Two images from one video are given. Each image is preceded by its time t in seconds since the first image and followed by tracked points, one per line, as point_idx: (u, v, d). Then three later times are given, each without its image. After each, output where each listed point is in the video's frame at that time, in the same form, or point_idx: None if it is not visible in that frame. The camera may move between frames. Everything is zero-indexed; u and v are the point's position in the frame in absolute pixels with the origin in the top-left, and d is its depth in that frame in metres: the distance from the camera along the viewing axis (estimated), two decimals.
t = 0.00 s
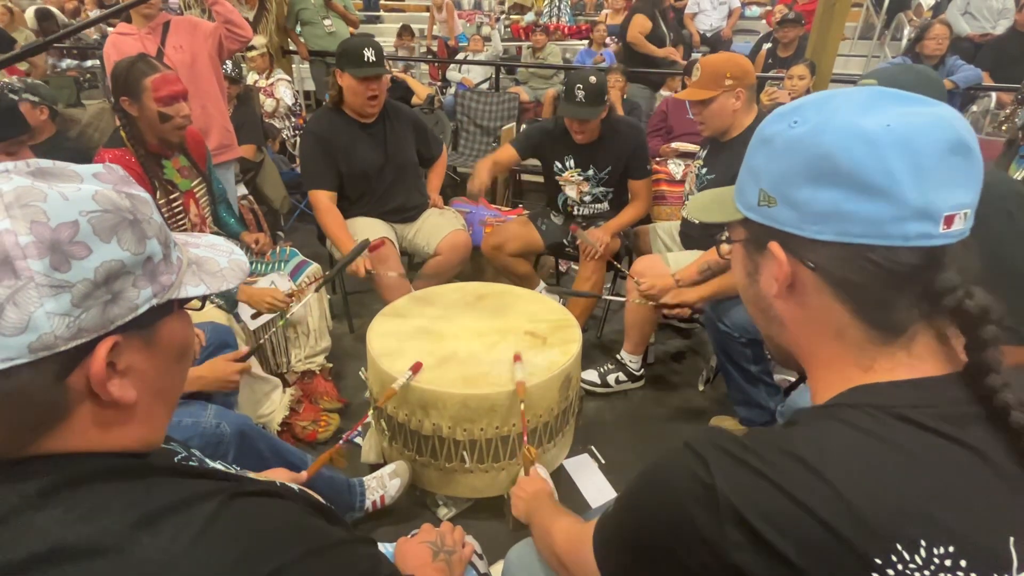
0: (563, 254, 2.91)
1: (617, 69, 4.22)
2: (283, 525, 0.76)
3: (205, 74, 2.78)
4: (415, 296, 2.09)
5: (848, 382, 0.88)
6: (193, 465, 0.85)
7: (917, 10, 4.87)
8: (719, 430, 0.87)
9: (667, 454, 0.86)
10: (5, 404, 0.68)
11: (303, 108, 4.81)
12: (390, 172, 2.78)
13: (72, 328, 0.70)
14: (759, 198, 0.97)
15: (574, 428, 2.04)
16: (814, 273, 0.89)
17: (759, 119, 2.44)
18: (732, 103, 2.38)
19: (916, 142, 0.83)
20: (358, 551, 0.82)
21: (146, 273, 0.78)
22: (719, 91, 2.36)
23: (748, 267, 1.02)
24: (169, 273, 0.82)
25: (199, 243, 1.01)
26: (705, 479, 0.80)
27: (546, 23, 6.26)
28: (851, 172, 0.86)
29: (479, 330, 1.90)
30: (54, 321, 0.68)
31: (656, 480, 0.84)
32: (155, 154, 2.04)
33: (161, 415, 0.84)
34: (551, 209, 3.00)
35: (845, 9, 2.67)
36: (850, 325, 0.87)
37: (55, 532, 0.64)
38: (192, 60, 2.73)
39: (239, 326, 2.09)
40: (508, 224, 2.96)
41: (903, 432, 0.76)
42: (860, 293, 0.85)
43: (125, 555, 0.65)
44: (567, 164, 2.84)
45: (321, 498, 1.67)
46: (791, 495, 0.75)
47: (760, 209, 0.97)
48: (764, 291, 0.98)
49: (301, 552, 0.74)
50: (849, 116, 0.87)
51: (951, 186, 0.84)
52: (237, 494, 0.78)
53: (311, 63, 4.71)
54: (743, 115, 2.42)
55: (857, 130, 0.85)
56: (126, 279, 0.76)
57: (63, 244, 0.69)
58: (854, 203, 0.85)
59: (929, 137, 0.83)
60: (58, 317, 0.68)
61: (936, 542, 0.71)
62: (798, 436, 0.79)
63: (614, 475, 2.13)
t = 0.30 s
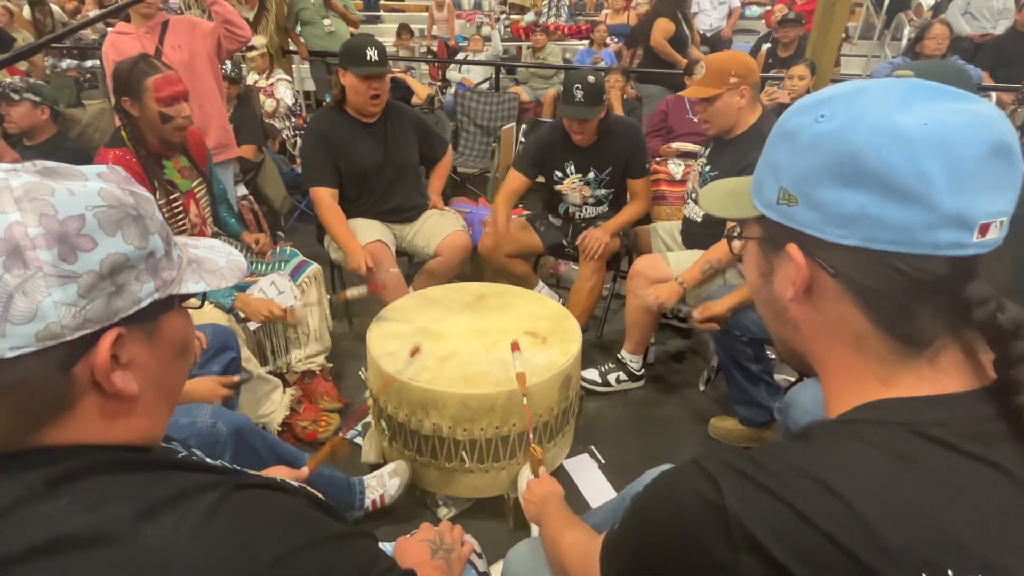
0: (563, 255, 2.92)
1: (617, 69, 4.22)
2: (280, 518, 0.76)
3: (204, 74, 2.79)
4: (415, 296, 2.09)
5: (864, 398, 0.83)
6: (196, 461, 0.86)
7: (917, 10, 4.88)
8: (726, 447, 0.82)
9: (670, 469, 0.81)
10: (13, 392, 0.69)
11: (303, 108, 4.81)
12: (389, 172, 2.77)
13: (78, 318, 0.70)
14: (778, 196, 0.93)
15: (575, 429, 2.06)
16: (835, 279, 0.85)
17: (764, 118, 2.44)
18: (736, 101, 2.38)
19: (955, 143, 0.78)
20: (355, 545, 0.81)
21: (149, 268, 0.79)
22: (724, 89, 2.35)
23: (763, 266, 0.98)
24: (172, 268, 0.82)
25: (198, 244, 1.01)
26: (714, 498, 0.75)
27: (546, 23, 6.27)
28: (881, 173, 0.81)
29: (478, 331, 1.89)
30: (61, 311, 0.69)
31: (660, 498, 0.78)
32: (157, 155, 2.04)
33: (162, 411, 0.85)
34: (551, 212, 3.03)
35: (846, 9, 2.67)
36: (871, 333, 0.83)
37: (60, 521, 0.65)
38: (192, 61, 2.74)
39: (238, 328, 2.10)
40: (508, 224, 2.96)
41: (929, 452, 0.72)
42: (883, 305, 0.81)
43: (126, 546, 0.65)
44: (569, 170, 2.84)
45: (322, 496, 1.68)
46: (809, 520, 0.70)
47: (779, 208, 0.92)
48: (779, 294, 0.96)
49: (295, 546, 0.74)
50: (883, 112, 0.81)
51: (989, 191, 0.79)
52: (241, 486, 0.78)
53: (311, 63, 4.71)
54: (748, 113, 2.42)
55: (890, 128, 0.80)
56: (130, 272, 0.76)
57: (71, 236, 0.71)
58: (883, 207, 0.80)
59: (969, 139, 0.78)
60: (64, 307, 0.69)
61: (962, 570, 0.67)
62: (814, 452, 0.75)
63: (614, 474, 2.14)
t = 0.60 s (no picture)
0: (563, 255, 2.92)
1: (617, 69, 4.22)
2: (278, 511, 0.76)
3: (203, 75, 2.79)
4: (415, 296, 2.09)
5: (867, 404, 0.84)
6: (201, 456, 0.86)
7: (917, 10, 4.87)
8: (726, 456, 0.83)
9: (672, 479, 0.82)
10: (19, 382, 0.69)
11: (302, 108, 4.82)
12: (390, 172, 2.77)
13: (84, 310, 0.71)
14: (783, 197, 0.93)
15: (576, 429, 2.07)
16: (839, 284, 0.86)
17: (766, 119, 2.43)
18: (738, 103, 2.38)
19: (967, 148, 0.77)
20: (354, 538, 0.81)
21: (153, 263, 0.80)
22: (727, 91, 2.35)
23: (766, 269, 0.99)
24: (175, 263, 0.83)
25: (202, 242, 1.01)
26: (712, 511, 0.76)
27: (546, 23, 6.26)
28: (890, 177, 0.80)
29: (479, 331, 1.89)
30: (68, 303, 0.70)
31: (661, 511, 0.80)
32: (156, 154, 2.05)
33: (167, 406, 0.85)
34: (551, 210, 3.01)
35: (847, 9, 2.67)
36: (875, 339, 0.84)
37: (65, 512, 0.65)
38: (191, 61, 2.74)
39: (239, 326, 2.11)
40: (508, 224, 2.96)
41: (933, 461, 0.72)
42: (888, 312, 0.82)
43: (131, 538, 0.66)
44: (568, 163, 2.85)
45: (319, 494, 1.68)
46: (808, 530, 0.71)
47: (784, 209, 0.93)
48: (781, 296, 0.96)
49: (294, 539, 0.74)
50: (893, 114, 0.81)
51: (1001, 198, 0.79)
52: (243, 479, 0.78)
53: (311, 63, 4.71)
54: (751, 114, 2.42)
55: (903, 132, 0.79)
56: (133, 267, 0.77)
57: (77, 230, 0.71)
58: (892, 213, 0.81)
59: (982, 145, 0.78)
60: (71, 300, 0.70)
61: None
62: (814, 461, 0.75)
63: (613, 474, 2.13)
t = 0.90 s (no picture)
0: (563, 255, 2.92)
1: (618, 69, 4.22)
2: (280, 506, 0.76)
3: (203, 75, 2.80)
4: (416, 296, 2.09)
5: (872, 403, 0.85)
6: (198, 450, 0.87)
7: (918, 10, 4.88)
8: (725, 450, 0.83)
9: (670, 475, 0.83)
10: (10, 377, 0.70)
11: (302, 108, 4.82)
12: (390, 172, 2.78)
13: (72, 304, 0.71)
14: (793, 190, 0.93)
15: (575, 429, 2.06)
16: (850, 282, 0.86)
17: (770, 119, 2.44)
18: (748, 98, 2.37)
19: (983, 145, 0.77)
20: (354, 530, 0.82)
21: (145, 256, 0.79)
22: (736, 86, 2.35)
23: (773, 261, 1.00)
24: (168, 257, 0.83)
25: (199, 236, 1.02)
26: (710, 506, 0.76)
27: (547, 23, 6.27)
28: (905, 172, 0.80)
29: (480, 330, 1.90)
30: (56, 296, 0.70)
31: (661, 507, 0.80)
32: (157, 153, 2.06)
33: (160, 401, 0.85)
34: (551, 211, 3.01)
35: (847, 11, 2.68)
36: (882, 338, 0.84)
37: (60, 506, 0.65)
38: (191, 61, 2.76)
39: (240, 325, 2.11)
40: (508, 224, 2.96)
41: (936, 461, 0.72)
42: (900, 313, 0.82)
43: (122, 530, 0.66)
44: (569, 168, 2.84)
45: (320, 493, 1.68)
46: (808, 528, 0.71)
47: (794, 203, 0.93)
48: (790, 289, 0.97)
49: (294, 531, 0.74)
50: (910, 109, 0.80)
51: (1016, 198, 0.79)
52: (240, 471, 0.79)
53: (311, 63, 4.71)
54: (756, 112, 2.42)
55: (919, 129, 0.79)
56: (125, 260, 0.77)
57: (62, 223, 0.72)
58: (905, 210, 0.81)
59: (1000, 143, 0.77)
60: (59, 293, 0.71)
61: None
62: (813, 459, 0.75)
63: (613, 473, 2.14)
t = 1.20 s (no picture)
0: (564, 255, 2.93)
1: (618, 69, 4.22)
2: (283, 496, 0.77)
3: (204, 76, 2.81)
4: (416, 296, 2.09)
5: (866, 399, 0.85)
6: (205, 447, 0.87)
7: (918, 11, 4.86)
8: (724, 449, 0.84)
9: (669, 475, 0.83)
10: (34, 364, 0.71)
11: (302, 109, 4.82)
12: (390, 172, 2.78)
13: (100, 298, 0.72)
14: (780, 195, 0.94)
15: (576, 430, 2.06)
16: (835, 281, 0.86)
17: (770, 120, 2.44)
18: (742, 103, 2.39)
19: (956, 143, 0.78)
20: (352, 524, 0.81)
21: (166, 255, 0.80)
22: (729, 92, 2.36)
23: (764, 266, 0.99)
24: (187, 257, 0.84)
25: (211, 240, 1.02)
26: (709, 505, 0.76)
27: (547, 23, 6.26)
28: (884, 172, 0.81)
29: (480, 330, 1.90)
30: (85, 289, 0.71)
31: (661, 506, 0.81)
32: (158, 155, 2.06)
33: (175, 397, 0.86)
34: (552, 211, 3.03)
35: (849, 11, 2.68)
36: (873, 335, 0.84)
37: (69, 498, 0.66)
38: (192, 63, 2.77)
39: (241, 326, 2.11)
40: (509, 225, 2.96)
41: (933, 458, 0.72)
42: (886, 308, 0.82)
43: (143, 521, 0.67)
44: (571, 165, 2.84)
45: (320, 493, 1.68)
46: (806, 524, 0.71)
47: (781, 207, 0.93)
48: (780, 292, 0.97)
49: (304, 523, 0.75)
50: (885, 111, 0.81)
51: (991, 193, 0.80)
52: (245, 466, 0.79)
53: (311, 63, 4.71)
54: (754, 114, 2.42)
55: (895, 130, 0.80)
56: (147, 258, 0.78)
57: (95, 220, 0.73)
58: (885, 208, 0.81)
59: (972, 140, 0.78)
60: (88, 286, 0.71)
61: None
62: (810, 456, 0.76)
63: (613, 473, 2.14)
